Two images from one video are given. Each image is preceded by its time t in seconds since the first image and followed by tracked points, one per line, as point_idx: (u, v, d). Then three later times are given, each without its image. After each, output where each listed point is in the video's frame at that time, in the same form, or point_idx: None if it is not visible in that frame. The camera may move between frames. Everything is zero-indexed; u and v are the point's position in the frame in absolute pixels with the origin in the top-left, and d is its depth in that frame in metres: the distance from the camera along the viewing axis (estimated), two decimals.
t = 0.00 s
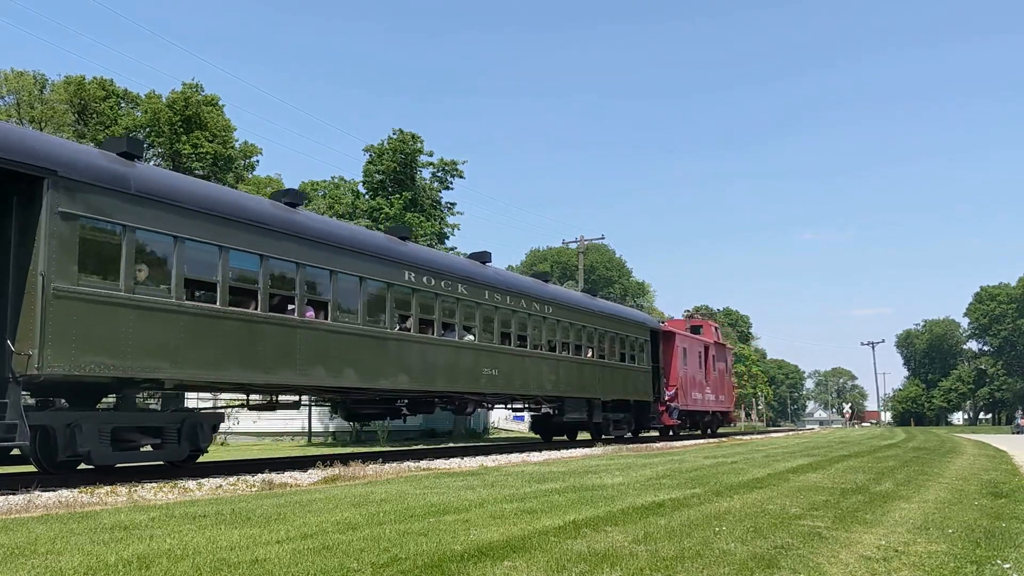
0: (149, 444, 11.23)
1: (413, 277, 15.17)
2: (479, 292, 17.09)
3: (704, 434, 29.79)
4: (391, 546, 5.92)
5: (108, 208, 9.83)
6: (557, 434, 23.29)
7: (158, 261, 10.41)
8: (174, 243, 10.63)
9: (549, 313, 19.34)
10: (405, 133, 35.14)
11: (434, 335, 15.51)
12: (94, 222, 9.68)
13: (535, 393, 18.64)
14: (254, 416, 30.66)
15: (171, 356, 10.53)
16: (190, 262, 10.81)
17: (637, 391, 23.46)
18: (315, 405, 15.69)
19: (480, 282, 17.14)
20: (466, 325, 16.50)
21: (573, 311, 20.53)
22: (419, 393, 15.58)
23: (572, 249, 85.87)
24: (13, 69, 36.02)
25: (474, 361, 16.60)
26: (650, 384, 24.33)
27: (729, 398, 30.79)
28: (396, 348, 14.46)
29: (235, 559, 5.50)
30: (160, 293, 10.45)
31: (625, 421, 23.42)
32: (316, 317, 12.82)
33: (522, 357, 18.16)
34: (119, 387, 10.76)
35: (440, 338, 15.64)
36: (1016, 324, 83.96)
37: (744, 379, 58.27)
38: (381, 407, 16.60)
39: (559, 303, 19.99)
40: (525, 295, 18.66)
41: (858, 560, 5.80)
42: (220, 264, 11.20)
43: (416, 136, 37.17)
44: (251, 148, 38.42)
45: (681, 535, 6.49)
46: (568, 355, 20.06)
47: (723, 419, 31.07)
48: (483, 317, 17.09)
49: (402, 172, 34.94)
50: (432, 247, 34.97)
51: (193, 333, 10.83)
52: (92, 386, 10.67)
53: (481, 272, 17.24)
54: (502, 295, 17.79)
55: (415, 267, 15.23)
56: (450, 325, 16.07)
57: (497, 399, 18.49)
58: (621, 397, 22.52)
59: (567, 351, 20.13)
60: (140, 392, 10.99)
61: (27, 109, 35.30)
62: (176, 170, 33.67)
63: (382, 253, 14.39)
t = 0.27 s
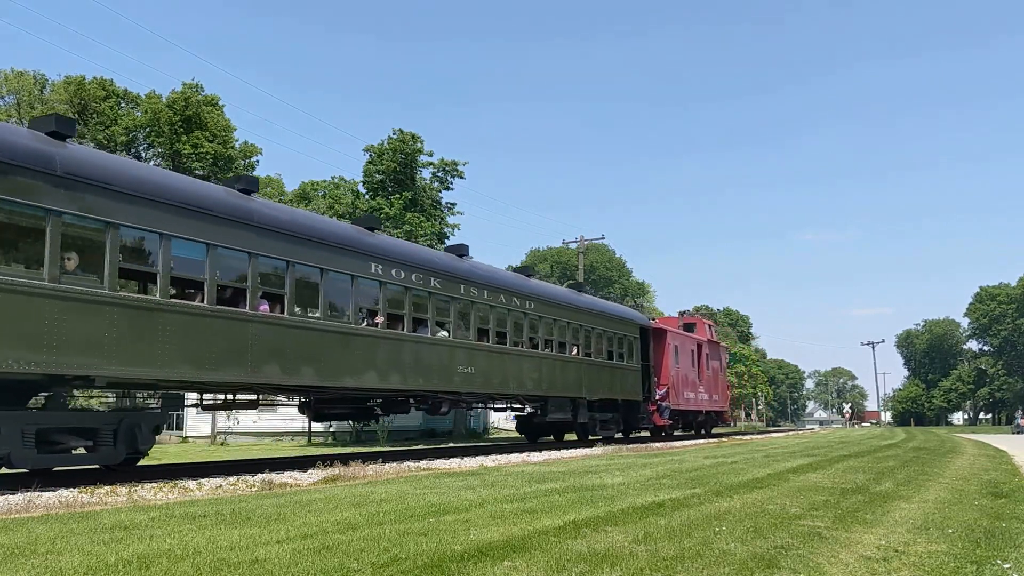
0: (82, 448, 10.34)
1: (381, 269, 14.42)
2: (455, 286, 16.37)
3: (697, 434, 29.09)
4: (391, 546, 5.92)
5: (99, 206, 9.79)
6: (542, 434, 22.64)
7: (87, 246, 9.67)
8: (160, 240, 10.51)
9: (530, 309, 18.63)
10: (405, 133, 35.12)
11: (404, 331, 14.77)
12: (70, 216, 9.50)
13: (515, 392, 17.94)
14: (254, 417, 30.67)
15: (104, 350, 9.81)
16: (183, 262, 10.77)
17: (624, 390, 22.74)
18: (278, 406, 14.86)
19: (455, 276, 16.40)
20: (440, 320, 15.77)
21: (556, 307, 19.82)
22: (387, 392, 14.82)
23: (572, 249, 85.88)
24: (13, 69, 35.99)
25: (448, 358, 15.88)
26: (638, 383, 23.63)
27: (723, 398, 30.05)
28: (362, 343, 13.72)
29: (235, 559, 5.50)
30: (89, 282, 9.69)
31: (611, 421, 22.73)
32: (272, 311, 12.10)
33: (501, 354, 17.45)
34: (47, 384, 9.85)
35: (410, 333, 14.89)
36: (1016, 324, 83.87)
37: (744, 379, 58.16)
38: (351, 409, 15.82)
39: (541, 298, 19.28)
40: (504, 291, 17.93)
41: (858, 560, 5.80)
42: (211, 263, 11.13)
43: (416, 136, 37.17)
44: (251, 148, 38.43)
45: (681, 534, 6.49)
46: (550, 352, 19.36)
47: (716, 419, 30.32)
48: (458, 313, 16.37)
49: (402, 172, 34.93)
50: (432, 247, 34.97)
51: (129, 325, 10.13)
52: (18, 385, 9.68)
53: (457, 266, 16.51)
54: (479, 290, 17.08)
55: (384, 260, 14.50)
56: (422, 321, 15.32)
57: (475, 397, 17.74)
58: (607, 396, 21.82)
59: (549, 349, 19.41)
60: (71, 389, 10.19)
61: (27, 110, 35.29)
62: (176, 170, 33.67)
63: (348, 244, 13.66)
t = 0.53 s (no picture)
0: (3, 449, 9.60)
1: (345, 260, 13.35)
2: (428, 280, 15.31)
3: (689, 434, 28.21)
4: (391, 546, 5.92)
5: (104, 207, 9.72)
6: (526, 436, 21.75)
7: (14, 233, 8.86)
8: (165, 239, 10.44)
9: (511, 304, 17.64)
10: (405, 133, 35.10)
11: (371, 326, 13.73)
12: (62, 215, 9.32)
13: (494, 391, 16.96)
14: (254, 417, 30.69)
15: (24, 346, 8.91)
16: (161, 255, 10.38)
17: (613, 389, 21.72)
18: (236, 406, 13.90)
19: (428, 268, 15.34)
20: (411, 315, 14.72)
21: (539, 303, 18.78)
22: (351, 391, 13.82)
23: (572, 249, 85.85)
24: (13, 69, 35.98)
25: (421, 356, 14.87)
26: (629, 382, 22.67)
27: (716, 396, 29.18)
28: (322, 340, 12.72)
29: (235, 559, 5.50)
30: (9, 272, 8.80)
31: (599, 421, 21.74)
32: (220, 304, 11.16)
33: (478, 352, 16.46)
34: None
35: (378, 329, 13.85)
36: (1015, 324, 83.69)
37: (744, 379, 58.05)
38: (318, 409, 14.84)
39: (523, 294, 18.27)
40: (482, 286, 16.89)
41: (858, 560, 5.80)
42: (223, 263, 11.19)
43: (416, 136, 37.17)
44: (251, 148, 38.43)
45: (681, 534, 6.49)
46: (533, 349, 18.36)
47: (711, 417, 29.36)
48: (430, 308, 15.34)
49: (402, 172, 34.92)
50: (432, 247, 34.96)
51: (56, 318, 9.24)
52: None
53: (431, 258, 15.44)
54: (454, 284, 16.05)
55: (349, 251, 13.44)
56: (391, 316, 14.27)
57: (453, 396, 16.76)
58: (596, 396, 20.85)
59: (531, 345, 18.40)
60: None
61: (27, 110, 35.29)
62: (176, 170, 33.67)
63: (308, 233, 12.61)
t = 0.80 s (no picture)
0: None
1: (305, 251, 12.73)
2: (396, 273, 14.70)
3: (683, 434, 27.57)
4: (391, 546, 5.92)
5: (93, 205, 9.73)
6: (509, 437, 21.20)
7: None
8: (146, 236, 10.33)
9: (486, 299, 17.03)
10: (405, 133, 35.07)
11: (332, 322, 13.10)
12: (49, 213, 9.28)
13: (468, 390, 16.32)
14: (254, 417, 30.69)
15: None
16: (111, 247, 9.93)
17: (596, 390, 21.09)
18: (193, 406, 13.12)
19: (397, 261, 14.73)
20: (378, 310, 14.11)
21: (516, 298, 18.22)
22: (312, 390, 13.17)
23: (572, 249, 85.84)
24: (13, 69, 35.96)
25: (388, 353, 14.24)
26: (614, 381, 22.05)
27: (711, 395, 28.47)
28: (277, 335, 12.10)
29: (235, 559, 5.50)
30: None
31: (584, 421, 21.11)
32: (161, 296, 10.55)
33: (451, 349, 15.88)
34: None
35: (339, 324, 13.22)
36: (1015, 324, 83.56)
37: (744, 379, 57.99)
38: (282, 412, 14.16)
39: (500, 289, 17.69)
40: (455, 280, 16.30)
41: (858, 560, 5.80)
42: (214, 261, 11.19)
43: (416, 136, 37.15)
44: (251, 148, 38.42)
45: (681, 535, 6.49)
46: (511, 347, 17.82)
47: (704, 421, 28.36)
48: (399, 302, 14.73)
49: (402, 172, 34.91)
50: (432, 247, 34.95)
51: None
52: None
53: (400, 249, 14.83)
54: (426, 277, 15.46)
55: (309, 242, 12.82)
56: (355, 311, 13.65)
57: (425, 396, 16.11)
58: (578, 395, 20.23)
59: (508, 342, 17.84)
60: None
61: (27, 110, 35.27)
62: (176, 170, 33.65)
63: (267, 223, 12.06)
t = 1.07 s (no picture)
0: None
1: (258, 239, 11.90)
2: (364, 265, 13.87)
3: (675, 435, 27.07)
4: (391, 546, 5.92)
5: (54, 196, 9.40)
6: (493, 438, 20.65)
7: None
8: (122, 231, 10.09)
9: (463, 293, 16.27)
10: (405, 133, 35.05)
11: (290, 315, 12.30)
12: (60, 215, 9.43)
13: (442, 389, 15.57)
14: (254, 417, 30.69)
15: None
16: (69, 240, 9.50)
17: (580, 389, 20.39)
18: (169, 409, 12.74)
19: (364, 252, 13.90)
20: (342, 305, 13.31)
21: (495, 292, 17.46)
22: (268, 388, 12.39)
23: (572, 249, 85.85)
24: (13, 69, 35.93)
25: (353, 349, 13.43)
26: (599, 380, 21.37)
27: (704, 395, 27.94)
28: (227, 329, 11.32)
29: (235, 559, 5.50)
30: None
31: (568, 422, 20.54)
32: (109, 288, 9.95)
33: (424, 345, 15.09)
34: None
35: (298, 318, 12.42)
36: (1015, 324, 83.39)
37: (744, 379, 58.01)
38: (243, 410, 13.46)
39: (478, 283, 16.89)
40: (429, 272, 15.47)
41: (858, 560, 5.80)
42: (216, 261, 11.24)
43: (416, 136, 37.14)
44: (251, 148, 38.41)
45: (681, 535, 6.49)
46: (490, 343, 17.04)
47: (697, 419, 27.89)
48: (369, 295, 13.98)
49: (402, 172, 34.90)
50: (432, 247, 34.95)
51: None
52: None
53: (368, 239, 14.00)
54: (395, 269, 14.61)
55: (264, 230, 12.01)
56: (316, 305, 12.83)
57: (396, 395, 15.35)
58: (561, 393, 19.52)
59: (487, 339, 17.04)
60: None
61: (27, 110, 35.25)
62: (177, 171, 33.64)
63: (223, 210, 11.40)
